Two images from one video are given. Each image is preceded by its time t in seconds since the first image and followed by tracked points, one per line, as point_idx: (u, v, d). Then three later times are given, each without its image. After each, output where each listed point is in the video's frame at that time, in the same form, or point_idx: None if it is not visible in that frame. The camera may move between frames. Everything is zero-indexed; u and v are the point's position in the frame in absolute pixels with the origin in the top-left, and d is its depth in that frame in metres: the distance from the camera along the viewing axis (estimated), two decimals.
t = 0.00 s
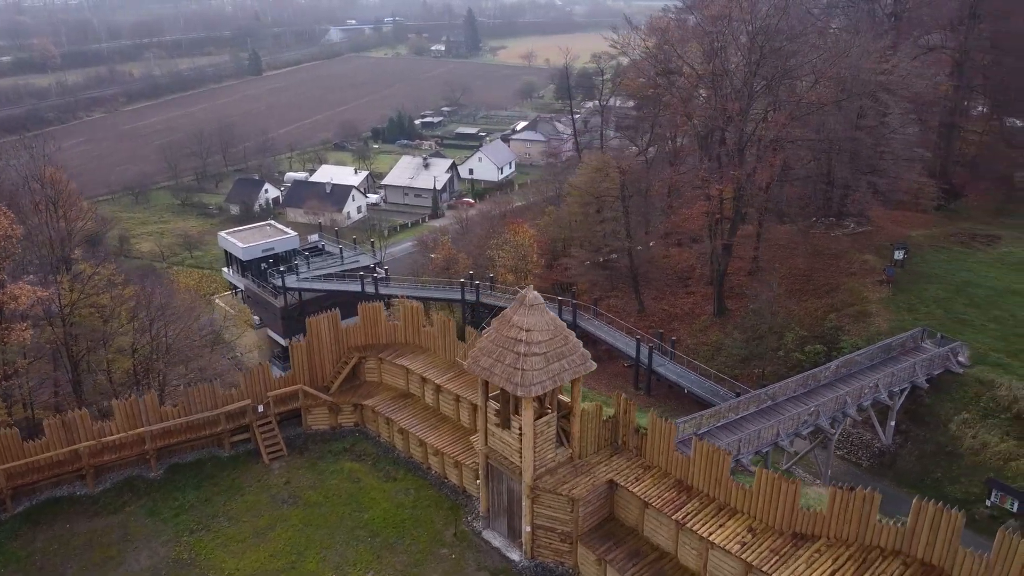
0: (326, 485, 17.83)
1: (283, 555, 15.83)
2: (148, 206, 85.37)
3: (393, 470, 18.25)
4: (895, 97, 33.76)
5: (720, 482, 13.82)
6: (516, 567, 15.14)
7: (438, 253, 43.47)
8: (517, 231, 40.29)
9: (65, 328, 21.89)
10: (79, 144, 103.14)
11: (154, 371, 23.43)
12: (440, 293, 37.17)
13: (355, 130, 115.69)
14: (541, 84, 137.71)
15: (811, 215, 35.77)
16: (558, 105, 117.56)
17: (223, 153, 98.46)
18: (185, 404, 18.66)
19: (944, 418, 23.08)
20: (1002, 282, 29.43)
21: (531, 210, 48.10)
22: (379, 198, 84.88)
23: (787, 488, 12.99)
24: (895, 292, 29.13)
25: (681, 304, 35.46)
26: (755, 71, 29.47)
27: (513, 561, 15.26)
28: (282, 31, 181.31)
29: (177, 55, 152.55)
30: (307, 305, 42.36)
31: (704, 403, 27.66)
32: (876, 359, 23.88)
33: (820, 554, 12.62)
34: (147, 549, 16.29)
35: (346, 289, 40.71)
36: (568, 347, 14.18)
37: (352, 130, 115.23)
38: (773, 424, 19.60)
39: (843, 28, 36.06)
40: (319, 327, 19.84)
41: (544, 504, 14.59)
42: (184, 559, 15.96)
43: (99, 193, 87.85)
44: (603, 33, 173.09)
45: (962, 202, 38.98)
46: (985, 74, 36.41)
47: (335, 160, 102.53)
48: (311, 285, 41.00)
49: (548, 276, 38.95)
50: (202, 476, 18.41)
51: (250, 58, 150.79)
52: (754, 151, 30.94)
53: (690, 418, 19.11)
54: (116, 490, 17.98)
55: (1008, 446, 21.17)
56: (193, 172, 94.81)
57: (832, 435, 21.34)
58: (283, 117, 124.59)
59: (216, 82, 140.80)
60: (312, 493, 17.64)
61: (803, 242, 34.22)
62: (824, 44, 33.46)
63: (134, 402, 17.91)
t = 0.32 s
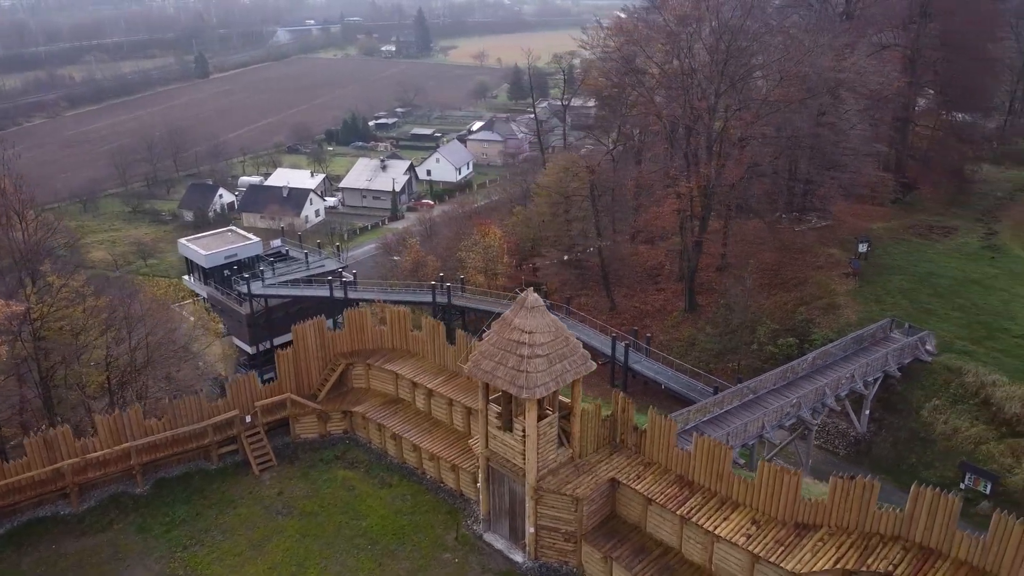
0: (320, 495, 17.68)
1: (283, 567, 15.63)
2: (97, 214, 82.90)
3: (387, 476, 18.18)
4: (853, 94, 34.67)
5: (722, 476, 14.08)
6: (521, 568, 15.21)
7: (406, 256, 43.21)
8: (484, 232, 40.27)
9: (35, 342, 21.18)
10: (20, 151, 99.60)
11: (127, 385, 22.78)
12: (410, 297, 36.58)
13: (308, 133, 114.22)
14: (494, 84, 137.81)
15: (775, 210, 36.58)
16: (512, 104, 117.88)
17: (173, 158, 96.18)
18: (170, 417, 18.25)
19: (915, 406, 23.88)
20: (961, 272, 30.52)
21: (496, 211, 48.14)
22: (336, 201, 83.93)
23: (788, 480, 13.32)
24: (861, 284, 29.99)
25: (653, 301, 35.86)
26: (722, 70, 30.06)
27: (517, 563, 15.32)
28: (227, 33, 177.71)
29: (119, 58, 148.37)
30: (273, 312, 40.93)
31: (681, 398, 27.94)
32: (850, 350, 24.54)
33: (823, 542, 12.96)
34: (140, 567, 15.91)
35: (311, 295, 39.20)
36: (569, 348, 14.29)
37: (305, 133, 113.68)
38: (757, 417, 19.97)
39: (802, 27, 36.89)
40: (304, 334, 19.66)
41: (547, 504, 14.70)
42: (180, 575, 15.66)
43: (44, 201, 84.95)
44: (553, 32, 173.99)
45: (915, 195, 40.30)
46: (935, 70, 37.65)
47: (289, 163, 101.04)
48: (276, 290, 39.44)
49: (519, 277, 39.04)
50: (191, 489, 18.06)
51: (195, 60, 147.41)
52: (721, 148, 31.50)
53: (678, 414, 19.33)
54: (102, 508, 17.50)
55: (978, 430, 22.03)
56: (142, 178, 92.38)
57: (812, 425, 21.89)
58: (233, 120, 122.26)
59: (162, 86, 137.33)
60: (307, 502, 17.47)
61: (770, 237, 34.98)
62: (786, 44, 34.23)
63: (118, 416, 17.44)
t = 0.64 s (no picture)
0: (314, 504, 17.49)
1: None
2: (42, 222, 80.22)
3: (381, 483, 18.09)
4: (812, 91, 35.52)
5: (723, 470, 14.35)
6: (525, 569, 15.29)
7: (373, 260, 42.86)
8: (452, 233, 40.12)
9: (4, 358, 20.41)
10: None
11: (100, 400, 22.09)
12: (380, 300, 36.10)
13: (259, 136, 112.17)
14: (446, 84, 137.32)
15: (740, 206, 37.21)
16: (466, 104, 117.66)
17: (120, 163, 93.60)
18: (156, 431, 17.83)
19: (887, 394, 24.65)
20: (921, 262, 31.53)
21: (461, 212, 47.92)
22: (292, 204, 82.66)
23: (789, 472, 13.65)
24: (827, 277, 30.74)
25: (623, 298, 36.25)
26: (689, 70, 30.51)
27: (521, 565, 15.40)
28: (169, 34, 173.51)
29: (57, 61, 143.68)
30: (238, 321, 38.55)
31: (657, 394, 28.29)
32: (822, 342, 25.18)
33: (825, 531, 13.30)
34: None
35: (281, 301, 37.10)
36: (569, 349, 14.43)
37: (256, 135, 111.76)
38: (742, 411, 20.34)
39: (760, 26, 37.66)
40: (290, 343, 19.41)
41: (551, 505, 14.81)
42: None
43: None
44: (502, 32, 173.95)
45: (870, 188, 41.47)
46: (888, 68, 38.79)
47: (241, 167, 99.23)
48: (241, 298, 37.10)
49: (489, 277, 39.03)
50: (179, 504, 17.68)
51: (137, 62, 143.54)
52: (689, 147, 31.98)
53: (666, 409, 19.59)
54: (87, 527, 17.00)
55: (948, 416, 22.82)
56: (89, 185, 89.71)
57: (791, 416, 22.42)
58: (180, 124, 119.52)
59: (103, 89, 133.44)
60: (301, 513, 17.27)
61: (736, 232, 35.63)
62: (746, 43, 34.88)
63: (102, 433, 16.95)
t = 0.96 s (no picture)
0: (309, 513, 17.31)
1: None
2: None
3: (376, 490, 18.00)
4: (775, 89, 36.22)
5: (722, 464, 14.58)
6: (528, 570, 15.37)
7: (341, 263, 42.46)
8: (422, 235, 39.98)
9: None
10: None
11: (77, 415, 21.45)
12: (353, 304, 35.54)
13: (212, 139, 110.05)
14: (401, 84, 136.43)
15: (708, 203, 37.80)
16: (422, 104, 117.07)
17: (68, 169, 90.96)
18: (142, 446, 17.42)
19: (861, 383, 25.33)
20: (885, 255, 32.40)
21: (428, 214, 47.68)
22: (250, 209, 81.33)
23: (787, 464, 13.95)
24: (796, 271, 31.41)
25: (595, 296, 36.56)
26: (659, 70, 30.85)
27: (524, 566, 15.47)
28: (113, 36, 168.94)
29: None
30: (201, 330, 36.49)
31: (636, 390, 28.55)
32: (798, 335, 25.73)
33: (824, 521, 13.62)
34: None
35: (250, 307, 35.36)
36: (569, 350, 14.54)
37: (209, 138, 109.69)
38: (727, 405, 20.66)
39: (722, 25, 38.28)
40: (276, 351, 19.17)
41: (553, 505, 14.89)
42: None
43: None
44: (456, 31, 173.33)
45: (831, 183, 42.44)
46: (845, 64, 39.75)
47: (195, 171, 97.29)
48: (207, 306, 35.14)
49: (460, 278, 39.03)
50: (170, 518, 17.34)
51: (81, 65, 139.49)
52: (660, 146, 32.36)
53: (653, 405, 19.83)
54: (74, 546, 16.53)
55: (921, 403, 23.53)
56: (36, 192, 87.00)
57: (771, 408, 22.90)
58: (128, 127, 116.58)
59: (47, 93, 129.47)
60: (296, 522, 17.08)
61: (705, 229, 36.17)
62: (711, 43, 35.40)
63: (87, 449, 16.49)
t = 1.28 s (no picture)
0: (305, 523, 17.11)
1: None
2: None
3: (371, 497, 17.88)
4: (736, 86, 36.94)
5: (721, 458, 14.85)
6: (532, 571, 15.44)
7: (305, 268, 41.87)
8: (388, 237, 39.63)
9: None
10: None
11: (49, 433, 20.70)
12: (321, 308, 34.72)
13: (157, 142, 107.25)
14: (349, 84, 134.95)
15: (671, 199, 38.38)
16: (373, 104, 116.03)
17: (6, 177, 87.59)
18: (127, 462, 16.95)
19: (832, 373, 26.05)
20: (847, 247, 33.33)
21: (390, 215, 47.31)
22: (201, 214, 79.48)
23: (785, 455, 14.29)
24: (763, 265, 32.10)
25: (564, 294, 36.77)
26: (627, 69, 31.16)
27: (527, 567, 15.54)
28: (46, 37, 163.06)
29: None
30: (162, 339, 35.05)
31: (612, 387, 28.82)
32: (771, 328, 26.31)
33: (823, 509, 13.99)
34: None
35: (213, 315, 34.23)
36: (568, 350, 14.65)
37: (154, 142, 106.88)
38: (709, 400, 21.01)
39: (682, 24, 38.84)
40: (262, 360, 18.88)
41: (557, 506, 14.99)
42: None
43: None
44: (402, 31, 172.02)
45: (788, 177, 43.43)
46: (800, 62, 40.76)
47: (142, 176, 94.72)
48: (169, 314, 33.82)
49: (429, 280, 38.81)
50: (161, 535, 16.93)
51: (14, 68, 134.37)
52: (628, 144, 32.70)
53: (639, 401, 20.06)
54: (61, 569, 16.01)
55: (891, 391, 24.31)
56: None
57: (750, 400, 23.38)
58: (67, 132, 112.75)
59: None
60: (292, 533, 16.87)
61: (670, 225, 36.72)
62: (673, 41, 35.91)
63: (71, 468, 15.97)
